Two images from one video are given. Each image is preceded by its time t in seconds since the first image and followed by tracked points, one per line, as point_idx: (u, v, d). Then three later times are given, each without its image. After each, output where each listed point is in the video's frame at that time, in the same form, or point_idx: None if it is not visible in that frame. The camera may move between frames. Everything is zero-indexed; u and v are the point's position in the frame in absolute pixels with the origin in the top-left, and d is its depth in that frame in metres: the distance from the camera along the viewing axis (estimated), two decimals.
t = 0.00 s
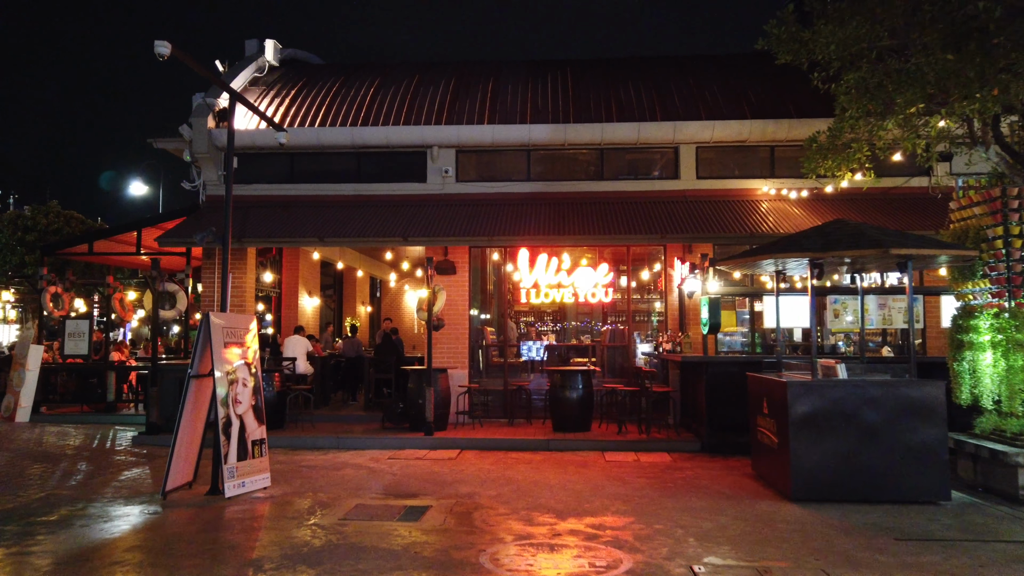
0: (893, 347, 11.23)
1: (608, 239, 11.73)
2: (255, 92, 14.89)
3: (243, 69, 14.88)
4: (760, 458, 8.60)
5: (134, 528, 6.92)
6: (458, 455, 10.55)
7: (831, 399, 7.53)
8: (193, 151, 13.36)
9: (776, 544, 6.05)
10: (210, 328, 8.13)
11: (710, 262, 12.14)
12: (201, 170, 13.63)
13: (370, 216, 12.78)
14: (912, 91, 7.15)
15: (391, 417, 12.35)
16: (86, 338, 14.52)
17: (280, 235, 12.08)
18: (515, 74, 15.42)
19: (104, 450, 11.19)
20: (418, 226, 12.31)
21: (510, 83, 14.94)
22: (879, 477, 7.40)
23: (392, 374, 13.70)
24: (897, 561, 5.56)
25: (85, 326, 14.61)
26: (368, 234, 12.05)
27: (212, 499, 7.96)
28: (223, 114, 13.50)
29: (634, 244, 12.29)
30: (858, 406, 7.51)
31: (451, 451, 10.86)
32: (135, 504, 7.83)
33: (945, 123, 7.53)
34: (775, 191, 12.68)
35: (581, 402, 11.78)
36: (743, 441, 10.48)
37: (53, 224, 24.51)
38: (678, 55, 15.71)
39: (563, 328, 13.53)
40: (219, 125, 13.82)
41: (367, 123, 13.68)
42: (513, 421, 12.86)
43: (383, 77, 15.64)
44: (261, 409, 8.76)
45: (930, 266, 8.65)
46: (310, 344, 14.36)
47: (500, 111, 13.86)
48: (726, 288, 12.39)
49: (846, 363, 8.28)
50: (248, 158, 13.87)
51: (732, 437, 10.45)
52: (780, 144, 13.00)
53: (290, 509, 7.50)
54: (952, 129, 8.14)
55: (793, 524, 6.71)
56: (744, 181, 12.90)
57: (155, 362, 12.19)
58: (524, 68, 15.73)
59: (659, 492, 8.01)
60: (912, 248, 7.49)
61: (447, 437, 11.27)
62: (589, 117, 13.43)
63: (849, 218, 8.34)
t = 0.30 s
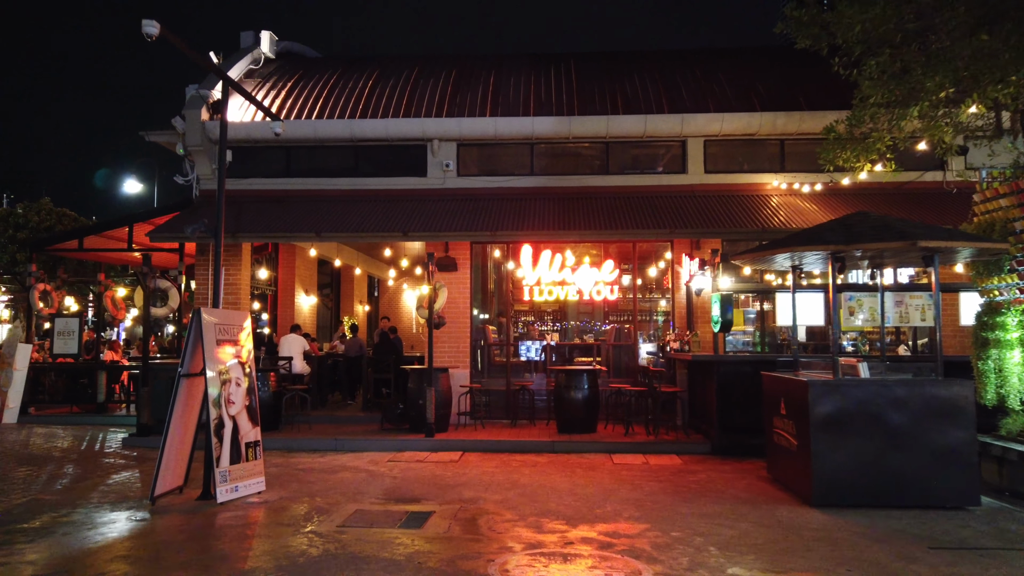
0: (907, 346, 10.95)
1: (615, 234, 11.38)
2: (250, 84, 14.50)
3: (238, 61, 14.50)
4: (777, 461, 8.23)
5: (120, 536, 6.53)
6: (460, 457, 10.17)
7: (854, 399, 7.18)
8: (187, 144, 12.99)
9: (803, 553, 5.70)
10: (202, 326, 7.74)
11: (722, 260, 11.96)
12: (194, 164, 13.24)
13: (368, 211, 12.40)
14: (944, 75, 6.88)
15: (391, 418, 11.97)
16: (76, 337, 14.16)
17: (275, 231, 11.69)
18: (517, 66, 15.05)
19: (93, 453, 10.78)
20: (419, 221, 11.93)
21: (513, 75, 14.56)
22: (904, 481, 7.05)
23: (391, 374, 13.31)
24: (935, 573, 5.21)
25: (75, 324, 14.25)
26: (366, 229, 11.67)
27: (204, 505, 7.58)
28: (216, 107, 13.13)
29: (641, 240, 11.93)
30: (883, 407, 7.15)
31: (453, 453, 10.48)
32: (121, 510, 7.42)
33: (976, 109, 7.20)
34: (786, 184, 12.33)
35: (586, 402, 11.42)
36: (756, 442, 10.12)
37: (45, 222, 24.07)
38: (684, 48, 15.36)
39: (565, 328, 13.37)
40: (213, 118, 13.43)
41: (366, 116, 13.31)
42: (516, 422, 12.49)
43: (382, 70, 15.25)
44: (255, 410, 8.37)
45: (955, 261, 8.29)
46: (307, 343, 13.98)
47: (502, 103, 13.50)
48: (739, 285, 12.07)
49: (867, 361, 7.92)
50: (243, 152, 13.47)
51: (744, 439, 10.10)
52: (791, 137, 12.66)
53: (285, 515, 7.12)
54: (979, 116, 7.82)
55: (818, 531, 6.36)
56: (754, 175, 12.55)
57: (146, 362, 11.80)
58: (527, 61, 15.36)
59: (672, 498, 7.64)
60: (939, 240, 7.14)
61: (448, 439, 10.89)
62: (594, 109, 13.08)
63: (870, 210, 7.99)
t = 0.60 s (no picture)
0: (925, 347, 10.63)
1: (623, 230, 11.02)
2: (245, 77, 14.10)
3: (233, 53, 14.10)
4: (796, 467, 7.86)
5: (105, 548, 6.14)
6: (464, 461, 9.80)
7: (880, 402, 6.82)
8: (179, 137, 12.59)
9: (834, 568, 5.34)
10: (193, 325, 7.35)
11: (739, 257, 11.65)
12: (188, 158, 12.85)
13: (367, 207, 12.02)
14: (981, 57, 6.60)
15: (391, 421, 11.59)
16: (66, 337, 13.74)
17: (271, 227, 11.30)
18: (520, 59, 14.68)
19: (81, 457, 10.38)
20: (420, 217, 11.55)
21: (515, 68, 14.19)
22: (933, 488, 6.69)
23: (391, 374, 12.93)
24: None
25: (65, 324, 13.83)
26: (366, 225, 11.29)
27: (196, 513, 7.20)
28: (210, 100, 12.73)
29: (649, 237, 11.57)
30: (911, 410, 6.80)
31: (455, 457, 10.11)
32: (107, 520, 7.01)
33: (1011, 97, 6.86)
34: (798, 179, 11.97)
35: (593, 404, 11.06)
36: (770, 445, 9.75)
37: (37, 219, 23.71)
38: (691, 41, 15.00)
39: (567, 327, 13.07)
40: (207, 111, 13.03)
41: (364, 109, 12.93)
42: (520, 425, 12.12)
43: (381, 62, 14.87)
44: (249, 413, 7.98)
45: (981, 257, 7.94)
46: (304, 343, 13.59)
47: (505, 96, 13.13)
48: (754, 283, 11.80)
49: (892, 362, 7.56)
50: (237, 146, 13.07)
51: (757, 442, 9.75)
52: (802, 131, 12.30)
53: (280, 525, 6.73)
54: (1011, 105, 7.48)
55: (846, 542, 6.01)
56: (765, 170, 12.19)
57: (137, 363, 11.41)
58: (530, 54, 14.99)
59: (688, 505, 7.28)
60: (970, 235, 6.78)
61: (450, 442, 10.52)
62: (600, 102, 12.71)
63: (894, 204, 7.63)
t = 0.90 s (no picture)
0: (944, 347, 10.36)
1: (632, 226, 10.66)
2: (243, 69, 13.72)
3: (230, 44, 13.72)
4: (818, 471, 7.52)
5: (92, 560, 5.77)
6: (468, 466, 9.43)
7: (911, 404, 6.48)
8: (174, 130, 12.19)
9: None
10: (186, 323, 6.97)
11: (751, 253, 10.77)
12: (182, 152, 12.46)
13: (368, 202, 11.64)
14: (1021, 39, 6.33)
15: (392, 422, 11.21)
16: (57, 336, 13.29)
17: (268, 222, 10.91)
18: (525, 51, 14.31)
19: (71, 461, 9.99)
20: (422, 212, 11.18)
21: (520, 60, 13.82)
22: (967, 495, 6.35)
23: (393, 375, 12.55)
24: None
25: (55, 322, 13.35)
26: (366, 220, 10.92)
27: (189, 521, 6.83)
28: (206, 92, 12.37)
29: (659, 232, 11.20)
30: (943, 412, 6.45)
31: (460, 461, 9.74)
32: (95, 530, 6.61)
33: None
34: (812, 174, 11.64)
35: (601, 406, 10.69)
36: (786, 449, 9.41)
37: (30, 216, 23.27)
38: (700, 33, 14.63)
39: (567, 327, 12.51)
40: (202, 103, 12.65)
41: (365, 101, 12.56)
42: (526, 427, 11.75)
43: (382, 55, 14.49)
44: (246, 415, 7.59)
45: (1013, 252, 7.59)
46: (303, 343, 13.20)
47: (510, 88, 12.77)
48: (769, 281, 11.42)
49: (919, 362, 7.24)
50: (234, 140, 12.68)
51: (773, 445, 9.39)
52: (816, 125, 11.96)
53: (278, 534, 6.36)
54: None
55: (880, 554, 5.66)
56: (777, 165, 11.84)
57: (130, 363, 11.02)
58: (534, 46, 14.61)
59: (707, 512, 6.93)
60: (1006, 229, 6.44)
61: (454, 445, 10.14)
62: (607, 95, 12.36)
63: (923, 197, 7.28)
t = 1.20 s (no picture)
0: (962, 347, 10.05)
1: (641, 222, 10.33)
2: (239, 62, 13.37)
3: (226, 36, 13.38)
4: (840, 478, 7.18)
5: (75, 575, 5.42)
6: (472, 471, 9.07)
7: (941, 408, 6.16)
8: (167, 124, 11.85)
9: None
10: (177, 322, 6.62)
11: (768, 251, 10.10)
12: (176, 147, 12.11)
13: (368, 198, 11.29)
14: None
15: (392, 426, 10.85)
16: (47, 337, 12.93)
17: (264, 218, 10.56)
18: (529, 44, 13.97)
19: (59, 465, 9.63)
20: (423, 209, 10.82)
21: (524, 54, 13.48)
22: (1002, 505, 6.02)
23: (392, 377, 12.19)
24: None
25: (46, 322, 12.96)
26: (366, 216, 10.57)
27: (180, 532, 6.48)
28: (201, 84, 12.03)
29: (668, 229, 10.86)
30: (976, 417, 6.12)
31: (463, 465, 9.38)
32: (81, 541, 6.25)
33: None
34: (825, 170, 11.31)
35: (609, 408, 10.35)
36: (801, 453, 9.08)
37: (22, 215, 22.85)
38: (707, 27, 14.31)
39: (568, 326, 12.19)
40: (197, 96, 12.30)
41: (365, 95, 12.22)
42: (531, 430, 11.40)
43: (382, 48, 14.15)
44: (241, 419, 7.23)
45: None
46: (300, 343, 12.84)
47: (514, 82, 12.43)
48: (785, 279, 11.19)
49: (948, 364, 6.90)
50: (230, 134, 12.33)
51: (788, 450, 9.06)
52: (828, 119, 11.64)
53: (274, 546, 6.01)
54: None
55: (914, 568, 5.32)
56: (789, 160, 11.51)
57: (121, 363, 10.66)
58: (538, 39, 14.28)
59: (724, 522, 6.59)
60: None
61: (457, 449, 9.79)
62: (614, 88, 12.02)
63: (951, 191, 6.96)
